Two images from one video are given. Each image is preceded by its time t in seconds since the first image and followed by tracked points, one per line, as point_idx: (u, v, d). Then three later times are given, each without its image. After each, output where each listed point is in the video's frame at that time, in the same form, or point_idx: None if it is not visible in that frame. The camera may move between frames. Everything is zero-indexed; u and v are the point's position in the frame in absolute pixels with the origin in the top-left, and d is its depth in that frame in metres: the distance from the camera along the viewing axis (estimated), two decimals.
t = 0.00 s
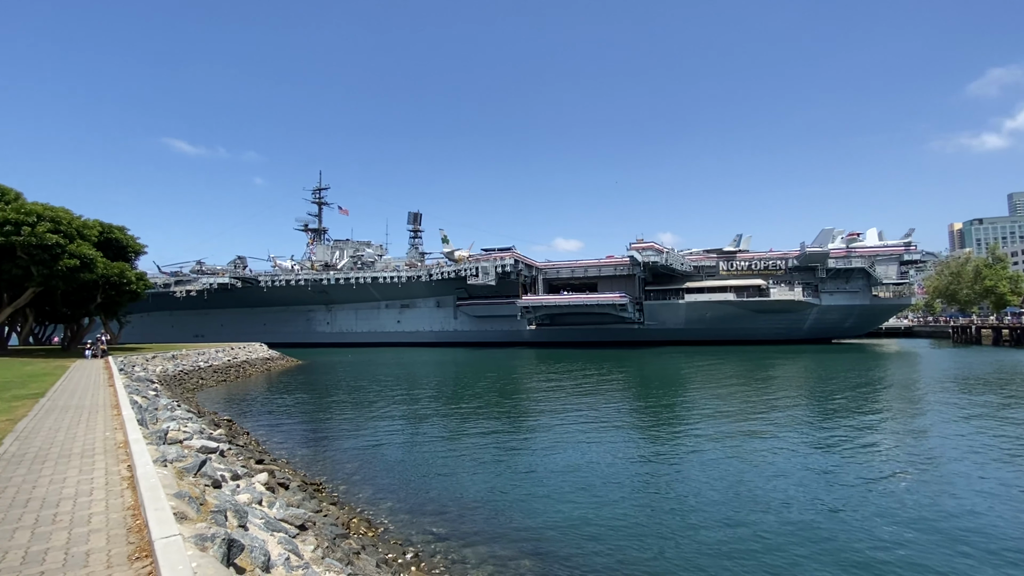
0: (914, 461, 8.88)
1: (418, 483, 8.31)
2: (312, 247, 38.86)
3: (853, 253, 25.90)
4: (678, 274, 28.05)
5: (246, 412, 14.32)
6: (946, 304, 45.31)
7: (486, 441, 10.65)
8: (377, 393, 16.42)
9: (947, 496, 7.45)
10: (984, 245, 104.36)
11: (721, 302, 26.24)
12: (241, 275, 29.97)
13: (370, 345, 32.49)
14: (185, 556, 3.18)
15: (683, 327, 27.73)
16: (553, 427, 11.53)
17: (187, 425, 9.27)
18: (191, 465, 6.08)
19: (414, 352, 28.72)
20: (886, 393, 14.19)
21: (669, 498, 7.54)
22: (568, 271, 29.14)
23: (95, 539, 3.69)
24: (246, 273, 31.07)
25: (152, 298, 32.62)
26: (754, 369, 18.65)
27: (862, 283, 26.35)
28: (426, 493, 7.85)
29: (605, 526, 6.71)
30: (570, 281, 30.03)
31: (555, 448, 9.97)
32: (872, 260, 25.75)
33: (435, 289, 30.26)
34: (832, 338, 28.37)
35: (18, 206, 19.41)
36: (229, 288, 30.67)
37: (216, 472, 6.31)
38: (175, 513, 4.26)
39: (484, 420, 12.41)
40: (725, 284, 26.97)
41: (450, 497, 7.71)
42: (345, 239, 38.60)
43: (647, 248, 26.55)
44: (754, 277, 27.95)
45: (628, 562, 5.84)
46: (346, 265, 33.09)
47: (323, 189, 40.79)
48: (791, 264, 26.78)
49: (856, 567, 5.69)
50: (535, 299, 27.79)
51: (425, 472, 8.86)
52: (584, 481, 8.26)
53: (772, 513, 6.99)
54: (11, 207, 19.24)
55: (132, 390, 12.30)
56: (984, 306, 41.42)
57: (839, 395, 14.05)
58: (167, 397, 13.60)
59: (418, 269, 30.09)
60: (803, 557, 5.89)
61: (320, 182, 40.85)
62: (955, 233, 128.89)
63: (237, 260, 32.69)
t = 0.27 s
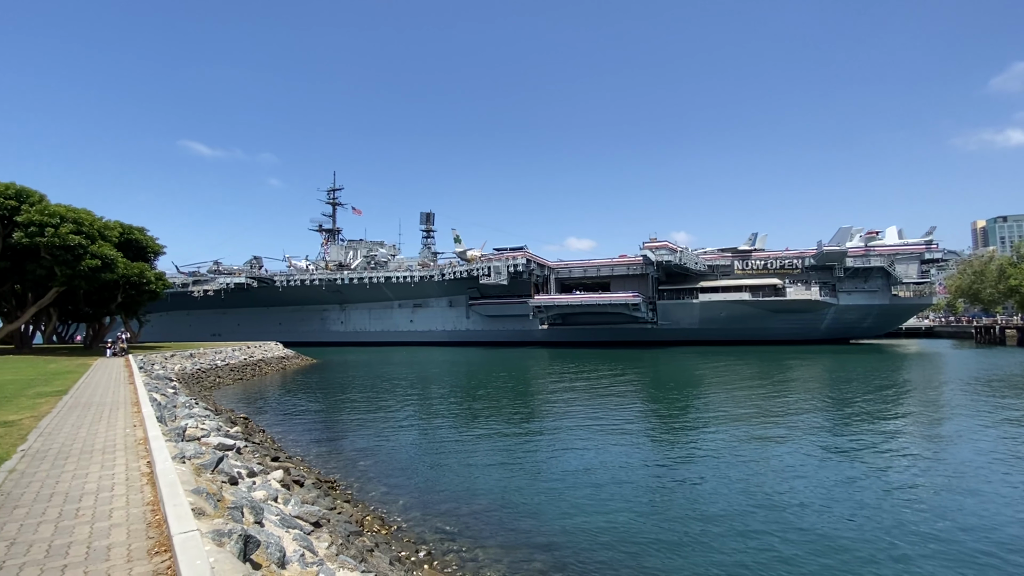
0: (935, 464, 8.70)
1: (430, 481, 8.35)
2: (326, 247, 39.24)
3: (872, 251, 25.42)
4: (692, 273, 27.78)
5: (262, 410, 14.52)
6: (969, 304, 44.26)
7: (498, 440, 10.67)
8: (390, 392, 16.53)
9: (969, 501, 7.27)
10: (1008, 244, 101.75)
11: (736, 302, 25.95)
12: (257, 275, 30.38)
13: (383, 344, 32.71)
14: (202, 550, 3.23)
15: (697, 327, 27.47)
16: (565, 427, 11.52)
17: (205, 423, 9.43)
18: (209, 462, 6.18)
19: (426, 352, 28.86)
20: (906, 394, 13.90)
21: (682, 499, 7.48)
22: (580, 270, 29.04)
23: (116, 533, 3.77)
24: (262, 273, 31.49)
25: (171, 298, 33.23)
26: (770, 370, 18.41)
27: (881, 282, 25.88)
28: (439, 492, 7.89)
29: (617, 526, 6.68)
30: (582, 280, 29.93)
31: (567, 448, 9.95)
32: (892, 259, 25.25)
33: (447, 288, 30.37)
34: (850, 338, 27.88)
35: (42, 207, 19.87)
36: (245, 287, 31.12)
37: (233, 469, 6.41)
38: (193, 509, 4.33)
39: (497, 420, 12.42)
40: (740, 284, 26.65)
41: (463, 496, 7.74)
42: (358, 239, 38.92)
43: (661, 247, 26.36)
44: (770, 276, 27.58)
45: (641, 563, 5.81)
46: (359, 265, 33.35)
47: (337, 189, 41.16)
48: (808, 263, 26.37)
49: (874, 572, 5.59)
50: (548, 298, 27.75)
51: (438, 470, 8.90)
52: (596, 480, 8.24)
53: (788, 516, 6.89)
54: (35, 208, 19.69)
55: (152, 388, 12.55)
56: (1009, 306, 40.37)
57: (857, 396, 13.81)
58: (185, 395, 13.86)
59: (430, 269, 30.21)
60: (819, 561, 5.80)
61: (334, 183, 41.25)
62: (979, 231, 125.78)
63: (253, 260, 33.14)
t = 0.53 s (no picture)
0: (957, 467, 8.50)
1: (443, 480, 8.38)
2: (340, 247, 39.61)
3: (892, 250, 24.94)
4: (707, 272, 27.51)
5: (278, 408, 14.72)
6: (993, 304, 43.18)
7: (510, 440, 10.66)
8: (404, 391, 16.64)
9: (994, 506, 7.09)
10: None
11: (751, 301, 25.63)
12: (273, 275, 30.79)
13: (396, 344, 32.93)
14: (221, 545, 3.29)
15: (711, 327, 27.19)
16: (578, 427, 11.47)
17: (222, 420, 9.59)
18: (227, 458, 6.28)
19: (439, 351, 29.00)
20: (927, 396, 13.60)
21: (697, 501, 7.41)
22: (593, 270, 28.93)
23: (138, 528, 3.85)
24: (278, 273, 31.91)
25: (189, 298, 33.83)
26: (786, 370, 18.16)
27: (902, 282, 25.36)
28: (452, 491, 7.92)
29: (631, 527, 6.64)
30: (595, 280, 29.81)
31: (580, 449, 9.91)
32: (913, 258, 24.73)
33: (460, 288, 30.47)
34: (869, 338, 27.38)
35: (65, 209, 20.34)
36: (262, 287, 31.55)
37: (249, 466, 6.50)
38: (211, 505, 4.41)
39: (509, 419, 12.42)
40: (756, 283, 26.33)
41: (476, 495, 7.76)
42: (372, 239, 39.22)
43: (675, 246, 26.13)
44: (786, 276, 27.20)
45: (654, 564, 5.78)
46: (373, 265, 33.62)
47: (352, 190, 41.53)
48: (825, 262, 25.96)
49: None
50: (560, 298, 27.69)
51: (451, 469, 8.93)
52: (610, 481, 8.20)
53: (805, 519, 6.79)
54: (59, 210, 20.16)
55: (171, 386, 12.81)
56: None
57: (877, 397, 13.54)
58: (203, 393, 14.11)
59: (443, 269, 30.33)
60: (836, 565, 5.72)
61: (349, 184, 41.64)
62: (1004, 229, 122.53)
63: (269, 260, 33.60)
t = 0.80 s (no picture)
0: (982, 472, 8.29)
1: (457, 479, 8.42)
2: (355, 247, 39.99)
3: (914, 249, 24.39)
4: (722, 272, 27.21)
5: (294, 406, 14.91)
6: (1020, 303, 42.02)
7: (523, 440, 10.68)
8: (417, 390, 16.73)
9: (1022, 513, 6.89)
10: None
11: (768, 301, 25.28)
12: (289, 275, 31.19)
13: (410, 343, 33.14)
14: (241, 540, 3.34)
15: (727, 327, 26.88)
16: (592, 427, 11.43)
17: (241, 417, 9.76)
18: (245, 455, 6.39)
19: (453, 350, 29.11)
20: (951, 398, 13.27)
21: (713, 502, 7.34)
22: (607, 269, 28.78)
23: (160, 522, 3.94)
24: (294, 273, 32.32)
25: (208, 297, 34.43)
26: (804, 371, 17.86)
27: (924, 281, 24.78)
28: (465, 489, 7.96)
29: (645, 528, 6.60)
30: (609, 279, 29.66)
31: (594, 449, 9.88)
32: (935, 256, 24.16)
33: (473, 287, 30.55)
34: (890, 339, 26.82)
35: (89, 211, 20.85)
36: (278, 287, 31.98)
37: (267, 463, 6.60)
38: (230, 500, 4.49)
39: (523, 419, 12.41)
40: (773, 282, 25.95)
41: (490, 494, 7.78)
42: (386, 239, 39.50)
43: (690, 245, 25.89)
44: (804, 274, 26.76)
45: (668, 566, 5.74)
46: (387, 265, 33.86)
47: (366, 190, 41.89)
48: (845, 261, 25.49)
49: None
50: (573, 297, 27.60)
51: (464, 468, 8.98)
52: (623, 482, 8.15)
53: (823, 523, 6.69)
54: (83, 212, 20.66)
55: (191, 383, 13.08)
56: None
57: (898, 399, 13.25)
58: (221, 390, 14.36)
59: (457, 268, 30.43)
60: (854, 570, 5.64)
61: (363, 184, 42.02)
62: None
63: (285, 260, 34.04)
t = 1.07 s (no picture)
0: (1010, 476, 8.06)
1: (471, 477, 8.46)
2: (370, 247, 40.36)
3: (939, 246, 23.79)
4: (739, 270, 26.86)
5: (311, 403, 15.11)
6: None
7: (537, 438, 10.69)
8: (431, 388, 16.83)
9: None
10: None
11: (786, 300, 24.89)
12: (306, 274, 31.59)
13: (425, 341, 33.33)
14: (260, 535, 3.40)
15: (744, 327, 26.53)
16: (606, 427, 11.39)
17: (259, 415, 9.93)
18: (264, 451, 6.50)
19: (467, 349, 29.20)
20: (977, 400, 12.92)
21: (730, 504, 7.26)
22: (622, 268, 28.62)
23: (183, 515, 4.02)
24: (310, 272, 32.73)
25: (227, 296, 35.04)
26: (823, 372, 17.54)
27: (949, 280, 24.17)
28: (479, 487, 8.00)
29: (661, 529, 6.55)
30: (624, 278, 29.48)
31: (608, 448, 9.86)
32: (961, 255, 23.54)
33: (487, 287, 30.61)
34: (913, 339, 26.20)
35: (112, 212, 21.35)
36: (295, 286, 32.42)
37: (285, 460, 6.70)
38: (250, 495, 4.57)
39: (536, 418, 12.41)
40: (791, 281, 25.54)
41: (504, 492, 7.80)
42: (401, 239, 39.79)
43: (706, 245, 25.67)
44: (824, 273, 26.28)
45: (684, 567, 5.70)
46: (402, 264, 34.10)
47: (381, 191, 42.27)
48: (866, 260, 24.97)
49: None
50: (588, 296, 27.49)
51: (479, 466, 9.02)
52: (638, 482, 8.11)
53: (843, 526, 6.57)
54: (107, 213, 21.17)
55: (212, 381, 13.34)
56: None
57: (921, 400, 12.95)
58: (240, 388, 14.61)
59: (471, 267, 30.52)
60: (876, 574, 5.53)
61: (379, 184, 42.40)
62: None
63: (302, 260, 34.50)
